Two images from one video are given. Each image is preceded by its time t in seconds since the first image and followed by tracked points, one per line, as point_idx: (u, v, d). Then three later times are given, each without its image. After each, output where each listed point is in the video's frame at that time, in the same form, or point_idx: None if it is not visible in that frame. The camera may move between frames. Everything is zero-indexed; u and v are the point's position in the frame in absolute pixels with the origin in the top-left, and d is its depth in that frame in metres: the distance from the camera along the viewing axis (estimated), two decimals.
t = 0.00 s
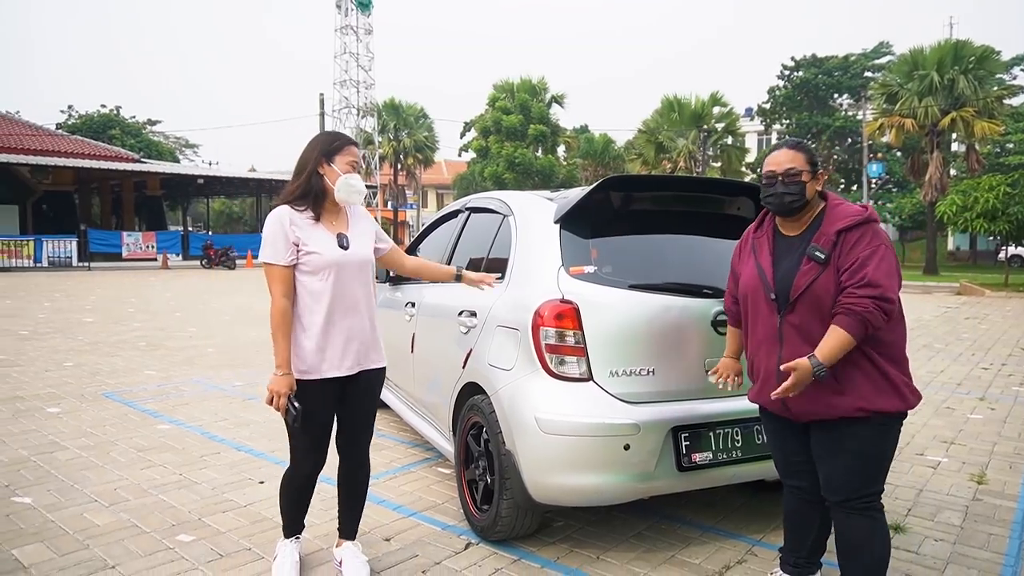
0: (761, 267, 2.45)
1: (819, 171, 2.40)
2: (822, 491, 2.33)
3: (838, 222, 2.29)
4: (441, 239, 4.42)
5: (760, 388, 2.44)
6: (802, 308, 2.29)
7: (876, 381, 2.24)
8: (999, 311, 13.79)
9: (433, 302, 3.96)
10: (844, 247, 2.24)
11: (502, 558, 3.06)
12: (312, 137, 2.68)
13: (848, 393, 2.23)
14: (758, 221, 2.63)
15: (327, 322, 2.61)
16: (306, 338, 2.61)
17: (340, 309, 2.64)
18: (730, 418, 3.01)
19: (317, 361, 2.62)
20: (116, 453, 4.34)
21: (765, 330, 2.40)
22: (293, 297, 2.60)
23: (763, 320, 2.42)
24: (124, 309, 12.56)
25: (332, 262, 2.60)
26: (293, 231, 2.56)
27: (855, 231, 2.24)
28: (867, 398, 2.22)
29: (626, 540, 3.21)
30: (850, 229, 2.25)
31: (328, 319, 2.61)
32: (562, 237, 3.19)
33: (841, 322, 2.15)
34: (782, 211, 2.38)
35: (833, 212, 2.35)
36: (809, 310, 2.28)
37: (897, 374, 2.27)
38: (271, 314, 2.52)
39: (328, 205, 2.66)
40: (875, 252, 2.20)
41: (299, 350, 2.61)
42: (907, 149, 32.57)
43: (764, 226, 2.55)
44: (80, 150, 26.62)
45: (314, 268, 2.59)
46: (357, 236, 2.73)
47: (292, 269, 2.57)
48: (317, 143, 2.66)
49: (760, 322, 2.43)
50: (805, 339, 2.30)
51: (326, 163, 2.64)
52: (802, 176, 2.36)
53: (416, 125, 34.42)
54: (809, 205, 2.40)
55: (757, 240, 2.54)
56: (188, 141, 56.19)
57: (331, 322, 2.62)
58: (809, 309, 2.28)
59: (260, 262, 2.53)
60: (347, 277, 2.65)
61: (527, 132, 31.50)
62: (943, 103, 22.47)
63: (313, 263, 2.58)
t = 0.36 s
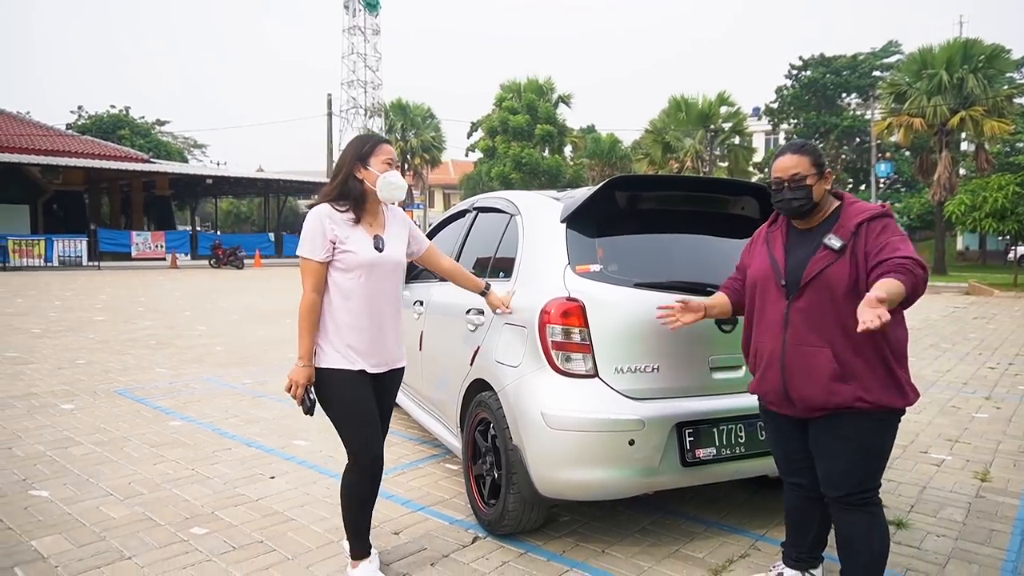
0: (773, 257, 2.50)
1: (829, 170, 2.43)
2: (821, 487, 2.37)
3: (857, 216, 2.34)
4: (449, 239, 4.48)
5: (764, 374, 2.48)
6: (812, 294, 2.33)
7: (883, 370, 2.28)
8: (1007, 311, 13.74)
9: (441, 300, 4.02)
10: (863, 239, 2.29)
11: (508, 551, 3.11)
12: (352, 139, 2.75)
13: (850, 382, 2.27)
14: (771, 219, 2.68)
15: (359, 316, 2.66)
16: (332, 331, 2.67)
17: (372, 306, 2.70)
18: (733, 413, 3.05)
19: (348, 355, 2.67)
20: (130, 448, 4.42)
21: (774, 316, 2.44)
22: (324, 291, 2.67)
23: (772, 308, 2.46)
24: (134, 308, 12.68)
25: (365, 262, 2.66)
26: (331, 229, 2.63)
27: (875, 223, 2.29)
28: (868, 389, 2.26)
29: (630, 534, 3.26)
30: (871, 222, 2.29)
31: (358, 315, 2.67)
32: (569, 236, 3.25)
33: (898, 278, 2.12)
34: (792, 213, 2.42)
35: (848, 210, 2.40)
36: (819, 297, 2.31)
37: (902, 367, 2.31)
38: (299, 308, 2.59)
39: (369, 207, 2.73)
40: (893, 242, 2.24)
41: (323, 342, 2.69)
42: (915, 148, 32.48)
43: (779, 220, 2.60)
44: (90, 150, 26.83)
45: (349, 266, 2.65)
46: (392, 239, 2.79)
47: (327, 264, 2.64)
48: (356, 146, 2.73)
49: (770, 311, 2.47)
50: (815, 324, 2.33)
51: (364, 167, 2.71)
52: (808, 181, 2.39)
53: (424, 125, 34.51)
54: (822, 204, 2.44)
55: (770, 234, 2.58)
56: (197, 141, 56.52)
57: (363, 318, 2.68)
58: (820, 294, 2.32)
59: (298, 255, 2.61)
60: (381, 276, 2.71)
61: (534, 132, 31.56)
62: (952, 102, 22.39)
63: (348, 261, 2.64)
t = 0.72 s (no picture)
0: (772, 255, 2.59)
1: (845, 184, 2.49)
2: (792, 490, 2.44)
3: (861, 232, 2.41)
4: (451, 240, 4.56)
5: (743, 362, 2.57)
6: (801, 291, 2.41)
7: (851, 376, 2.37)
8: (1006, 311, 13.81)
9: (444, 300, 4.10)
10: (860, 252, 2.36)
11: (510, 545, 3.19)
12: (364, 148, 2.83)
13: (820, 380, 2.37)
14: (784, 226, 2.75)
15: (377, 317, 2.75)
16: (351, 331, 2.74)
17: (388, 304, 2.79)
18: (730, 410, 3.13)
19: (368, 355, 2.75)
20: (139, 446, 4.50)
21: (762, 309, 2.53)
22: (342, 294, 2.73)
23: (762, 303, 2.55)
24: (138, 308, 12.76)
25: (381, 264, 2.75)
26: (349, 234, 2.71)
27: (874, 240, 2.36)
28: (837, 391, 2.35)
29: (630, 528, 3.34)
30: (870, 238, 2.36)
31: (375, 315, 2.75)
32: (569, 238, 3.32)
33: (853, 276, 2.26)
34: (806, 218, 2.48)
35: (855, 227, 2.47)
36: (806, 296, 2.40)
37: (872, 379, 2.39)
38: (320, 311, 2.65)
39: (382, 213, 2.82)
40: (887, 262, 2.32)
41: (343, 343, 2.75)
42: (916, 149, 32.57)
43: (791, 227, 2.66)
44: (92, 151, 26.92)
45: (367, 269, 2.73)
46: (404, 243, 2.89)
47: (345, 268, 2.71)
48: (368, 155, 2.80)
49: (760, 304, 2.56)
50: (799, 319, 2.41)
51: (377, 175, 2.79)
52: (826, 190, 2.44)
53: (425, 125, 34.61)
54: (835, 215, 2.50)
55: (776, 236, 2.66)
56: (198, 142, 56.65)
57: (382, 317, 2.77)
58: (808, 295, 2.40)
59: (316, 259, 2.67)
60: (396, 278, 2.81)
61: (535, 133, 31.63)
62: (952, 103, 22.45)
63: (366, 264, 2.73)
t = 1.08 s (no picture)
0: (764, 257, 2.67)
1: (830, 178, 2.56)
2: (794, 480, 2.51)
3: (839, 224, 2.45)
4: (451, 243, 4.62)
5: (742, 361, 2.66)
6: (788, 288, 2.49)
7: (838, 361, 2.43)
8: (1003, 311, 13.88)
9: (445, 302, 4.16)
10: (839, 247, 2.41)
11: (509, 542, 3.25)
12: (360, 154, 2.88)
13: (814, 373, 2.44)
14: (774, 220, 2.82)
15: (380, 317, 2.81)
16: (356, 332, 2.80)
17: (391, 304, 2.85)
18: (724, 410, 3.20)
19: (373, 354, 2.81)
20: (143, 445, 4.56)
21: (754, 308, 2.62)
22: (346, 297, 2.80)
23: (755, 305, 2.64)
24: (139, 309, 12.82)
25: (384, 265, 2.82)
26: (350, 237, 2.78)
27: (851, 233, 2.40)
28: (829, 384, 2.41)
29: (627, 526, 3.40)
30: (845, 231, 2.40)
31: (380, 314, 2.81)
32: (567, 240, 3.38)
33: (807, 265, 2.30)
34: (790, 209, 2.56)
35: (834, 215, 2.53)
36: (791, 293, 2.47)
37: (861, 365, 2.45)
38: (327, 314, 2.71)
39: (381, 216, 2.88)
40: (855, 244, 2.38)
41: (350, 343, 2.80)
42: (915, 150, 32.64)
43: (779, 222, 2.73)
44: (93, 152, 26.96)
45: (369, 270, 2.80)
46: (404, 243, 2.95)
47: (347, 270, 2.77)
48: (363, 160, 2.86)
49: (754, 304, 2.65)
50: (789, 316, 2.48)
51: (371, 179, 2.84)
52: (812, 182, 2.53)
53: (425, 126, 34.66)
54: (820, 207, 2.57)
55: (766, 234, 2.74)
56: (198, 142, 56.71)
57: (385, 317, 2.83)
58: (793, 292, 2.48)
59: (319, 263, 2.74)
60: (397, 278, 2.86)
61: (535, 134, 31.68)
62: (951, 104, 22.50)
63: (368, 266, 2.79)
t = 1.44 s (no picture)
0: (749, 260, 2.70)
1: (791, 187, 2.56)
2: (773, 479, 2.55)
3: (826, 234, 2.45)
4: (448, 242, 4.65)
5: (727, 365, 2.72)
6: (770, 297, 2.53)
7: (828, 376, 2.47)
8: (999, 311, 13.93)
9: (441, 301, 4.19)
10: (826, 257, 2.42)
11: (504, 538, 3.28)
12: (358, 155, 2.88)
13: (789, 381, 2.50)
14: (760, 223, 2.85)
15: (374, 318, 2.84)
16: (348, 332, 2.83)
17: (384, 305, 2.88)
18: (717, 408, 3.23)
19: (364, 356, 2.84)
20: (141, 444, 4.59)
21: (739, 313, 2.67)
22: (338, 295, 2.83)
23: (737, 307, 2.71)
24: (138, 309, 12.83)
25: (377, 263, 2.85)
26: (344, 236, 2.81)
27: (839, 244, 2.40)
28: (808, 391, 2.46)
29: (621, 523, 3.43)
30: (833, 243, 2.41)
31: (374, 315, 2.85)
32: (562, 239, 3.42)
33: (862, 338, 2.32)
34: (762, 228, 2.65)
35: (816, 226, 2.52)
36: (775, 302, 2.52)
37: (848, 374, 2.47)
38: (317, 312, 2.76)
39: (377, 217, 2.91)
40: (858, 269, 2.36)
41: (342, 343, 2.84)
42: (912, 151, 32.70)
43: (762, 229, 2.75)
44: (90, 152, 26.93)
45: (362, 269, 2.83)
46: (399, 242, 2.98)
47: (341, 269, 2.81)
48: (360, 161, 2.87)
49: (739, 308, 2.70)
50: (768, 326, 2.55)
51: (367, 181, 2.86)
52: (768, 203, 2.58)
53: (423, 126, 34.68)
54: (790, 219, 2.59)
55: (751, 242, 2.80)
56: (196, 142, 56.67)
57: (380, 316, 2.86)
58: (775, 300, 2.52)
59: (313, 262, 2.78)
60: (391, 277, 2.90)
61: (532, 134, 31.71)
62: (947, 105, 22.59)
63: (361, 265, 2.82)
